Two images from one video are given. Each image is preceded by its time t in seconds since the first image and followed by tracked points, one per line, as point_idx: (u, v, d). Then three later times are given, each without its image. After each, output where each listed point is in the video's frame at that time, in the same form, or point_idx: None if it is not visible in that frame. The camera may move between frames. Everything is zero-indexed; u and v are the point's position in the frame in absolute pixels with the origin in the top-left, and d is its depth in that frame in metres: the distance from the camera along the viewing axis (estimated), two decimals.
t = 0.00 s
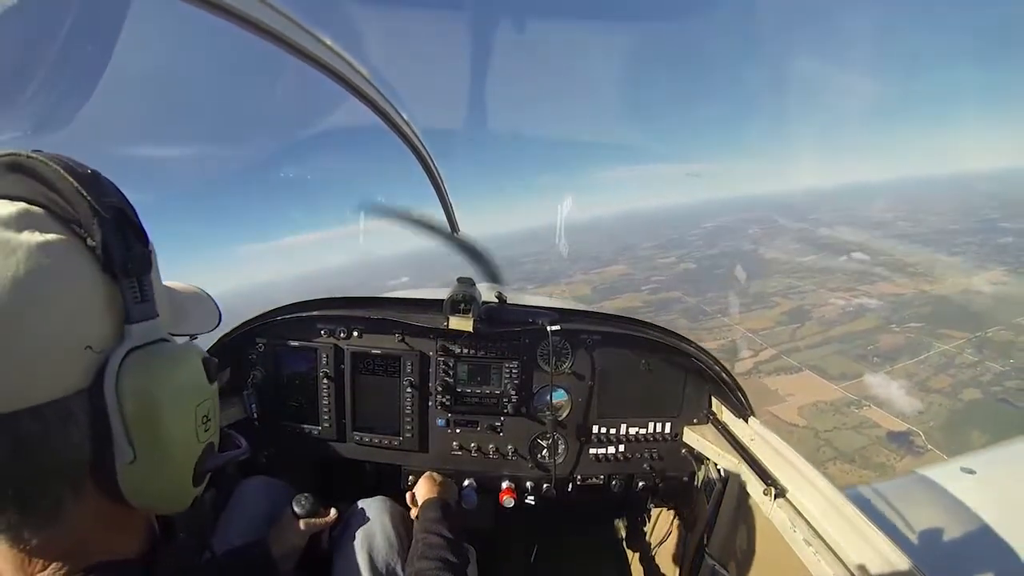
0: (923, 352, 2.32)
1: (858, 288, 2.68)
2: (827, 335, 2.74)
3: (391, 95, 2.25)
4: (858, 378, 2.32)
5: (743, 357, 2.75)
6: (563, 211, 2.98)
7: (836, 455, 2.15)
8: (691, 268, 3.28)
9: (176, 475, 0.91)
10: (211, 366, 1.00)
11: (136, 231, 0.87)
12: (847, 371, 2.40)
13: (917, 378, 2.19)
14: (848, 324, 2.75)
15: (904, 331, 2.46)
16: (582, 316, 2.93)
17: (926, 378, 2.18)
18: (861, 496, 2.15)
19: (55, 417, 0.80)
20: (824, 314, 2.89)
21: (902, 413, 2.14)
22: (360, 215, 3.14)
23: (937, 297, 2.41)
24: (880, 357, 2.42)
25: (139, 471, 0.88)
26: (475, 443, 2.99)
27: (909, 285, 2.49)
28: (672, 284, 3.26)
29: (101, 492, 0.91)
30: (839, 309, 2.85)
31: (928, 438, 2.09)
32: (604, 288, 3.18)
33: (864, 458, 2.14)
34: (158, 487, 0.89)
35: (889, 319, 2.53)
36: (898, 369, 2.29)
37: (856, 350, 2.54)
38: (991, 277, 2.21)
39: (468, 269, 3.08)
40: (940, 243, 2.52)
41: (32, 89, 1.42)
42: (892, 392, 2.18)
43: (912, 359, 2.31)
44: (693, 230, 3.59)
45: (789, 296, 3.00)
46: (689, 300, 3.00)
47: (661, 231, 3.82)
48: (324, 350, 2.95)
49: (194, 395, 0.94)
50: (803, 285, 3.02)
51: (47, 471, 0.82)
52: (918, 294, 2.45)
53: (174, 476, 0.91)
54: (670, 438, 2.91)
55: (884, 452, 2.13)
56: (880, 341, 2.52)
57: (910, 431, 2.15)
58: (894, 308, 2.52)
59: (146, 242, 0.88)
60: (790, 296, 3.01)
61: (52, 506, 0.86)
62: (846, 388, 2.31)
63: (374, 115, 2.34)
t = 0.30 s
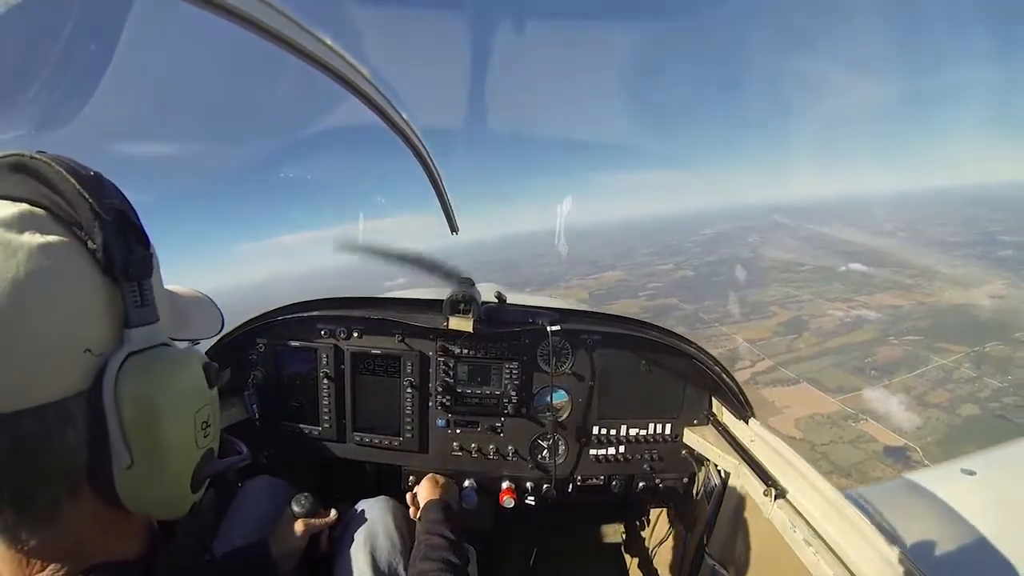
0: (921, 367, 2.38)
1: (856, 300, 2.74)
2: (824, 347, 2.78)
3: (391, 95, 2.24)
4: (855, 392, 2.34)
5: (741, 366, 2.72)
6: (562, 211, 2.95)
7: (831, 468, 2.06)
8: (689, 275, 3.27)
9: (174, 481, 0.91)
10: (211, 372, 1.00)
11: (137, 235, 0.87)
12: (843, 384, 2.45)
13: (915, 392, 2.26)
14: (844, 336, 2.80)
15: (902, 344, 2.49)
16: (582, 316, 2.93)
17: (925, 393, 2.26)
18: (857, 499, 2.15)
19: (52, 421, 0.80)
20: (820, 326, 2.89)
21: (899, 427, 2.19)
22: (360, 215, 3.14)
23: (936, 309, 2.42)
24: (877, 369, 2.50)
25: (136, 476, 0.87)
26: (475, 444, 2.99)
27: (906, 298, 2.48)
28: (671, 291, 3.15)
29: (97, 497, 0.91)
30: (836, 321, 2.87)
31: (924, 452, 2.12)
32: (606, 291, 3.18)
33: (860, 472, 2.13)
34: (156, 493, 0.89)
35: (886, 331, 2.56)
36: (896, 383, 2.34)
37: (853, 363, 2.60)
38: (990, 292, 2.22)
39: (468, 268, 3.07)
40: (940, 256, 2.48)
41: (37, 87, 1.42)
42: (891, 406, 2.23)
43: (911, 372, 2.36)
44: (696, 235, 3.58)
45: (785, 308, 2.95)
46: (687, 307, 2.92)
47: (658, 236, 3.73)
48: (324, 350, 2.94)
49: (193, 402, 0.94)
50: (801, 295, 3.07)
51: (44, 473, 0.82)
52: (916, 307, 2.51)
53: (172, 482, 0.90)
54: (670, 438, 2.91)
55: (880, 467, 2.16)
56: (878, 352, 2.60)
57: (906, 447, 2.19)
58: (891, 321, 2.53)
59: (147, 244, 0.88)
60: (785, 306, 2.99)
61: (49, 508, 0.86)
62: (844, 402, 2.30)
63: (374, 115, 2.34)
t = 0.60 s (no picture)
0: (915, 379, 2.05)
1: (855, 309, 2.40)
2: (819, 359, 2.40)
3: (390, 95, 2.24)
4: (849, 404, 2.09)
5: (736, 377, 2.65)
6: (563, 212, 2.96)
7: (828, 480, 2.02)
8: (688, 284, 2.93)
9: (165, 495, 0.89)
10: (201, 382, 0.98)
11: (114, 243, 0.82)
12: (839, 398, 2.16)
13: (910, 405, 1.99)
14: (840, 349, 2.42)
15: (899, 357, 2.16)
16: (582, 316, 2.94)
17: (921, 406, 1.97)
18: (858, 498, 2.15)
19: (39, 445, 0.78)
20: (816, 337, 2.50)
21: (894, 441, 1.92)
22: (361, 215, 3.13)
23: (930, 321, 2.15)
24: (872, 382, 2.15)
25: (129, 494, 0.86)
26: (475, 443, 2.99)
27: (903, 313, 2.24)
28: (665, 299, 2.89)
29: (98, 516, 0.89)
30: (834, 332, 2.49)
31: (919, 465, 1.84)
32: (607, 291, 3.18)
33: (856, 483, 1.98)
34: (150, 507, 0.88)
35: (882, 345, 2.26)
36: (890, 396, 2.05)
37: (849, 375, 2.26)
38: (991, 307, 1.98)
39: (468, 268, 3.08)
40: (920, 272, 2.31)
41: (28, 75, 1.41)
42: (885, 419, 1.99)
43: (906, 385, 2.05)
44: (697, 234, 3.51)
45: (783, 317, 2.62)
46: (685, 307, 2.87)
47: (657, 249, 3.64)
48: (325, 350, 2.95)
49: (182, 417, 0.91)
50: (797, 306, 2.65)
51: (37, 496, 0.81)
52: (913, 320, 2.19)
53: (165, 496, 0.89)
54: (670, 438, 2.91)
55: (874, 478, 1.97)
56: (875, 365, 2.20)
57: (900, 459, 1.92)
58: (889, 334, 2.25)
59: (126, 253, 0.83)
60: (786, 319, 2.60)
61: (48, 529, 0.84)
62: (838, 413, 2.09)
63: (373, 115, 2.34)
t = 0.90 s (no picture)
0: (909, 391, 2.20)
1: (847, 317, 2.60)
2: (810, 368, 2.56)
3: (390, 95, 2.24)
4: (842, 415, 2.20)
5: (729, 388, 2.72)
6: (563, 211, 2.94)
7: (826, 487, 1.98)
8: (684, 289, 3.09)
9: (165, 501, 0.90)
10: (194, 386, 0.97)
11: (95, 244, 0.81)
12: (831, 406, 2.29)
13: (902, 416, 2.10)
14: (831, 358, 2.56)
15: (891, 367, 2.33)
16: (581, 316, 2.94)
17: (913, 417, 2.08)
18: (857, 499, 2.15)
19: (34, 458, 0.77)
20: (810, 345, 2.67)
21: (886, 453, 2.01)
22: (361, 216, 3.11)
23: (920, 332, 2.31)
24: (864, 393, 2.29)
25: (128, 502, 0.86)
26: (475, 443, 2.99)
27: (897, 324, 2.40)
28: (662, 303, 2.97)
29: (99, 518, 0.89)
30: (827, 340, 2.65)
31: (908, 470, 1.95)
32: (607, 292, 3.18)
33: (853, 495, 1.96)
34: (150, 512, 0.89)
35: (874, 354, 2.43)
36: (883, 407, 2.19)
37: (841, 384, 2.40)
38: (980, 318, 2.21)
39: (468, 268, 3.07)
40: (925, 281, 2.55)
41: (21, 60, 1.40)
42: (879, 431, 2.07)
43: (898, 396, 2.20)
44: (695, 241, 3.73)
45: (776, 325, 2.79)
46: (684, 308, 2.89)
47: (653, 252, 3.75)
48: (324, 350, 2.94)
49: (177, 424, 0.91)
50: (791, 314, 2.83)
51: (37, 506, 0.80)
52: (905, 330, 2.36)
53: (164, 501, 0.90)
54: (670, 438, 2.91)
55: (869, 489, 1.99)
56: (867, 374, 2.38)
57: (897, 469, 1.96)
58: (880, 345, 2.40)
59: (108, 253, 0.82)
60: (779, 327, 2.77)
61: (49, 536, 0.83)
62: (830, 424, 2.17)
63: (374, 115, 2.33)
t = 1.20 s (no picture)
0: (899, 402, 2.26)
1: (838, 326, 2.66)
2: (799, 378, 2.59)
3: (391, 95, 2.24)
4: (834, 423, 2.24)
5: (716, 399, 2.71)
6: (564, 211, 2.94)
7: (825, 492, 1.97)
8: (676, 295, 3.05)
9: (160, 502, 0.89)
10: (190, 387, 0.95)
11: (91, 247, 0.81)
12: (822, 416, 2.31)
13: (894, 427, 2.14)
14: (823, 367, 2.59)
15: (880, 377, 2.43)
16: (581, 316, 2.95)
17: (902, 427, 2.14)
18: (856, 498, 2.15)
19: (30, 459, 0.78)
20: (801, 354, 2.67)
21: (876, 463, 2.04)
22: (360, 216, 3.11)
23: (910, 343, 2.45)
24: (855, 403, 2.35)
25: (123, 503, 0.86)
26: (475, 444, 2.99)
27: (887, 334, 2.55)
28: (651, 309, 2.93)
29: (96, 519, 0.89)
30: (818, 351, 2.66)
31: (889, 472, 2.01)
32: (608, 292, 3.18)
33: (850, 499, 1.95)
34: (144, 513, 0.88)
35: (863, 364, 2.49)
36: (872, 416, 2.22)
37: (832, 394, 2.44)
38: (971, 331, 2.31)
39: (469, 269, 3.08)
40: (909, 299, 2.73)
41: (20, 57, 1.41)
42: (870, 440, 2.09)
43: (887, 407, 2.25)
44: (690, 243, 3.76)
45: (766, 332, 2.69)
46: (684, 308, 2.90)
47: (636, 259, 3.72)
48: (324, 350, 2.94)
49: (170, 426, 0.90)
50: (782, 323, 2.75)
51: (33, 507, 0.81)
52: (896, 341, 2.49)
53: (159, 503, 0.89)
54: (670, 438, 2.91)
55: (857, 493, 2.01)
56: (857, 385, 2.43)
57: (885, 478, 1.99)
58: (874, 355, 2.46)
59: (102, 255, 0.82)
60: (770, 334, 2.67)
61: (45, 537, 0.84)
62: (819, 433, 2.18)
63: (374, 116, 2.34)
